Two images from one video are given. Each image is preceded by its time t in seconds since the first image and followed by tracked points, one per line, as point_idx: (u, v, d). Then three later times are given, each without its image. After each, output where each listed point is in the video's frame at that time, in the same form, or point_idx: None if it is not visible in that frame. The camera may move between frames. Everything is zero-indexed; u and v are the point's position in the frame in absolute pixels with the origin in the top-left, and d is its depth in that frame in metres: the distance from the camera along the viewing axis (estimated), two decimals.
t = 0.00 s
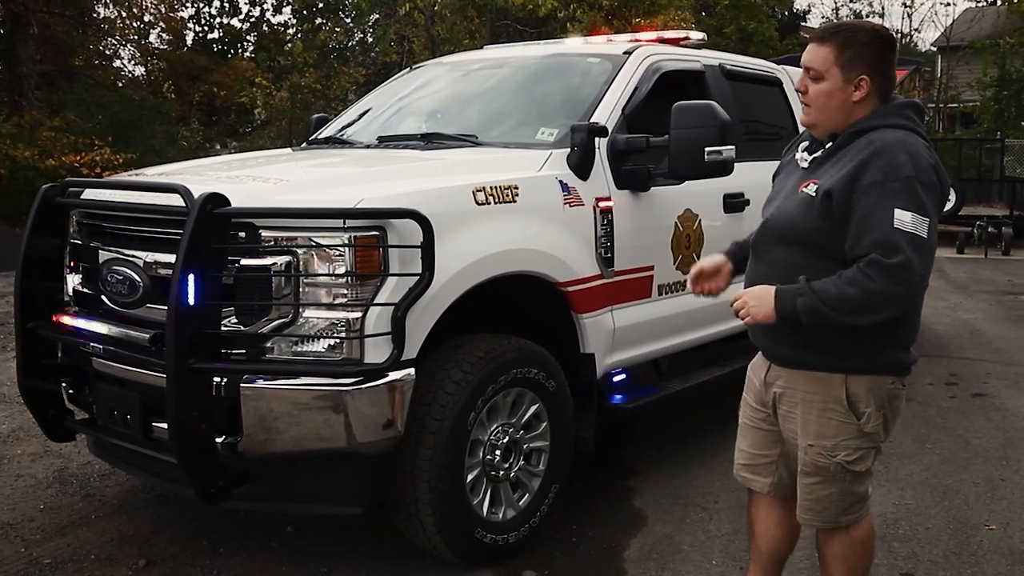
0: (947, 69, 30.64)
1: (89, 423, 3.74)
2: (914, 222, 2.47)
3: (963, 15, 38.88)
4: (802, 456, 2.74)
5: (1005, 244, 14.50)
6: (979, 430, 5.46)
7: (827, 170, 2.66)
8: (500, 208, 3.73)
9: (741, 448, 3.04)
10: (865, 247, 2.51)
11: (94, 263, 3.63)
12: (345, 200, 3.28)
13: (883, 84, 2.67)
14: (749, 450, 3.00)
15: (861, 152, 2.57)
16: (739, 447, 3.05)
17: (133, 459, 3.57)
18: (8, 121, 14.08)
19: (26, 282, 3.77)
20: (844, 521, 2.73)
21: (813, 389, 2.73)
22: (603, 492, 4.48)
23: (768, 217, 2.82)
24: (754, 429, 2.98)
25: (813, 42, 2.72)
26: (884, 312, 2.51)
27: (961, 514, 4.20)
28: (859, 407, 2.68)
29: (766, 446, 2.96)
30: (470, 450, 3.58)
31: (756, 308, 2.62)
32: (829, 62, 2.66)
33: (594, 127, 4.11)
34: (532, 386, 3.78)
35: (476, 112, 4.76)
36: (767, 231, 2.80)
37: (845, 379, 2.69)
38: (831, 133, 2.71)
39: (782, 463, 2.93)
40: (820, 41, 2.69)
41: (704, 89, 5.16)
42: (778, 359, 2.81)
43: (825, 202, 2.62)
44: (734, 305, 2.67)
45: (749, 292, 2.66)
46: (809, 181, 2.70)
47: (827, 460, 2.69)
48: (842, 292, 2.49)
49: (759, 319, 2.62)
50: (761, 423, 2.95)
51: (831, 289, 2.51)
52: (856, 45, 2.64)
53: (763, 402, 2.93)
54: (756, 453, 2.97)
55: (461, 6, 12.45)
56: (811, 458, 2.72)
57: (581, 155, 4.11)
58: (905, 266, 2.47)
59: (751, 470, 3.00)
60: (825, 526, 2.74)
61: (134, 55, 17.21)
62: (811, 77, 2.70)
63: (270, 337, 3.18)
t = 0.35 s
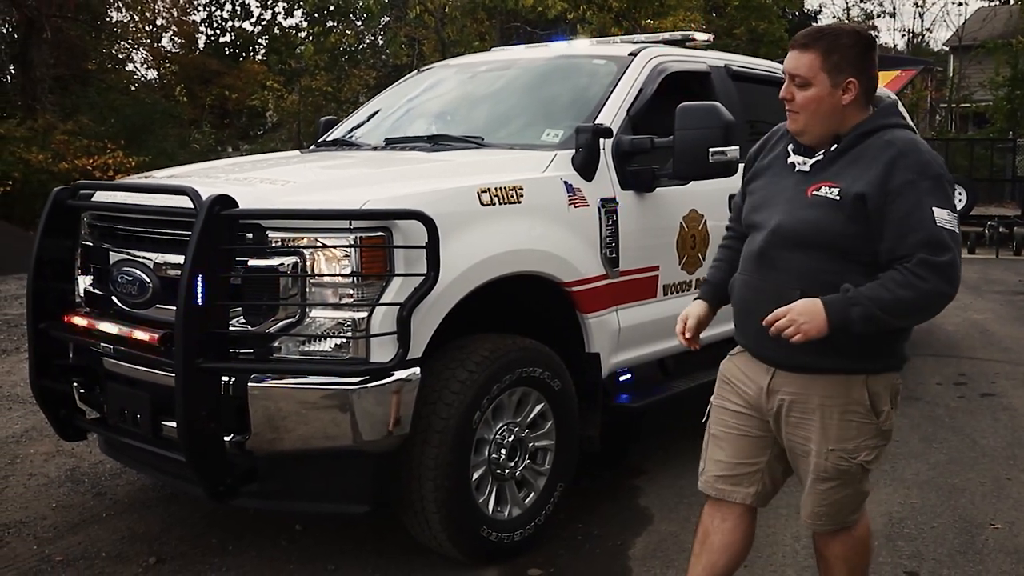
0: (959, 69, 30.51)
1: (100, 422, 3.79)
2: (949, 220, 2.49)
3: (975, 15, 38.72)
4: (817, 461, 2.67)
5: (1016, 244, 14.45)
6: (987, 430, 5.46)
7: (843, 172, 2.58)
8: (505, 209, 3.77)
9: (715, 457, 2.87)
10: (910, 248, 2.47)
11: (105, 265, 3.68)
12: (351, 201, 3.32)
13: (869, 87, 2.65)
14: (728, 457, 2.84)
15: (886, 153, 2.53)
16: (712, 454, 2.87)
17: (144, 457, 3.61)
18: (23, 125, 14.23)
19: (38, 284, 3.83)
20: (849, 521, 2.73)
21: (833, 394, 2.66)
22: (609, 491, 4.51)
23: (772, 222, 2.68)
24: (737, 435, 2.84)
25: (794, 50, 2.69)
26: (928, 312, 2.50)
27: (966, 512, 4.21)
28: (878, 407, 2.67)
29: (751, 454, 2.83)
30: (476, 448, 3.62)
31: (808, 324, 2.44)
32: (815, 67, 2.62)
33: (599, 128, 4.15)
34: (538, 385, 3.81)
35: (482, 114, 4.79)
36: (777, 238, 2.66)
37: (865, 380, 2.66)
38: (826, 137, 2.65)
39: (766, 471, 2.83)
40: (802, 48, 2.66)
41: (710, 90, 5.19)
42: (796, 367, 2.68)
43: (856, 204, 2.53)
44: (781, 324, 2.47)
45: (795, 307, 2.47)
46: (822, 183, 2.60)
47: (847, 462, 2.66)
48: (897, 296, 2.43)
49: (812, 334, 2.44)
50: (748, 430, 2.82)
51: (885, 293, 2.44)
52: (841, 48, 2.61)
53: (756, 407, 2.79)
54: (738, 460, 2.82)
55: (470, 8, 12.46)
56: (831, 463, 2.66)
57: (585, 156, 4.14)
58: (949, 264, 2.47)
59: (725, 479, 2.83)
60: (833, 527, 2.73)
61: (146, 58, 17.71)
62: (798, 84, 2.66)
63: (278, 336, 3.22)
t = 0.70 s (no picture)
0: (965, 68, 30.46)
1: (107, 422, 3.83)
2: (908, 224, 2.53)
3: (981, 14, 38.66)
4: (796, 471, 2.64)
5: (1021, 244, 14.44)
6: (990, 429, 5.47)
7: (803, 182, 2.55)
8: (507, 210, 3.80)
9: (674, 484, 2.75)
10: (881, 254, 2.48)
11: (111, 265, 3.71)
12: (354, 202, 3.36)
13: (807, 100, 2.63)
14: (687, 483, 2.73)
15: (844, 163, 2.53)
16: (670, 483, 2.75)
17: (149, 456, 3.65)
18: (31, 127, 14.32)
19: (45, 285, 3.86)
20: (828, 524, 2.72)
21: (805, 403, 2.63)
22: (611, 490, 4.53)
23: (731, 237, 2.60)
24: (696, 458, 2.74)
25: (726, 70, 2.65)
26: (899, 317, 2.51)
27: (966, 511, 4.23)
28: (846, 409, 2.68)
29: (712, 475, 2.74)
30: (479, 447, 3.65)
31: (799, 343, 2.38)
32: (751, 84, 2.59)
33: (601, 129, 4.17)
34: (539, 384, 3.84)
35: (484, 115, 4.82)
36: (741, 254, 2.58)
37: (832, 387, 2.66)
38: (774, 153, 2.61)
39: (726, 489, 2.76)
40: (736, 67, 2.63)
41: (712, 91, 5.21)
42: (764, 379, 2.62)
43: (824, 213, 2.51)
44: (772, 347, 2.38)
45: (783, 328, 2.39)
46: (781, 194, 2.56)
47: (825, 468, 2.64)
48: (876, 303, 2.43)
49: (803, 353, 2.38)
50: (708, 451, 2.73)
51: (864, 302, 2.42)
52: (775, 64, 2.59)
53: (718, 428, 2.70)
54: (701, 484, 2.73)
55: (476, 10, 12.46)
56: (810, 471, 2.63)
57: (587, 157, 4.18)
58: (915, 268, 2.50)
59: (688, 506, 2.72)
60: (812, 533, 2.71)
61: (153, 61, 17.97)
62: (736, 103, 2.62)
63: (282, 336, 3.25)
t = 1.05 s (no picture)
0: (974, 69, 30.38)
1: (116, 421, 3.85)
2: (825, 201, 2.54)
3: (990, 15, 38.53)
4: (749, 464, 2.64)
5: None
6: (995, 429, 5.47)
7: (719, 169, 2.54)
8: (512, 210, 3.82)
9: (623, 484, 2.74)
10: (799, 234, 2.49)
11: (120, 266, 3.74)
12: (361, 202, 3.38)
13: (713, 86, 2.61)
14: (633, 481, 2.73)
15: (756, 146, 2.53)
16: (616, 482, 2.75)
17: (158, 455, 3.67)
18: (40, 129, 14.42)
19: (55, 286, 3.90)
20: (791, 514, 2.72)
21: (749, 394, 2.64)
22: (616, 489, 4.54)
23: (651, 231, 2.59)
24: (641, 455, 2.73)
25: (626, 66, 2.62)
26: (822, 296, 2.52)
27: (971, 510, 4.23)
28: (790, 396, 2.69)
29: (660, 471, 2.75)
30: (485, 446, 3.67)
31: (722, 329, 2.37)
32: (654, 78, 2.56)
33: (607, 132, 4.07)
34: (546, 383, 3.85)
35: (489, 117, 4.84)
36: (662, 248, 2.56)
37: (770, 374, 2.66)
38: (686, 142, 2.59)
39: (673, 484, 2.76)
40: (637, 63, 2.59)
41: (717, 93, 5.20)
42: (695, 372, 2.61)
43: (743, 199, 2.50)
44: (695, 336, 2.38)
45: (706, 315, 2.39)
46: (698, 184, 2.54)
47: (779, 457, 2.65)
48: (796, 284, 2.44)
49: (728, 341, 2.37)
50: (654, 448, 2.73)
51: (785, 283, 2.43)
52: (676, 56, 2.57)
53: (663, 424, 2.70)
54: (650, 481, 2.73)
55: (483, 11, 12.44)
56: (765, 462, 2.63)
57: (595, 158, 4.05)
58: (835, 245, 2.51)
59: (637, 504, 2.72)
60: (777, 526, 2.71)
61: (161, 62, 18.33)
62: (640, 99, 2.59)
63: (289, 335, 3.27)
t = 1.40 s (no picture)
0: (1003, 66, 30.03)
1: (143, 420, 3.90)
2: (810, 192, 2.51)
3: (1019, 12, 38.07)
4: (748, 463, 2.62)
5: None
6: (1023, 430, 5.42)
7: (701, 168, 2.53)
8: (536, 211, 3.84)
9: (626, 489, 2.74)
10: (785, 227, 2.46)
11: (148, 267, 3.78)
12: (385, 203, 3.40)
13: (692, 81, 2.61)
14: (637, 486, 2.73)
15: (736, 142, 2.52)
16: (619, 488, 2.75)
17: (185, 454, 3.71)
18: (69, 132, 14.61)
19: (84, 287, 3.95)
20: (793, 511, 2.70)
21: (744, 392, 2.62)
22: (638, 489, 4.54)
23: (637, 235, 2.58)
24: (642, 459, 2.73)
25: (608, 64, 2.59)
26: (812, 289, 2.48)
27: (998, 511, 4.19)
28: (786, 392, 2.66)
29: (662, 474, 2.74)
30: (509, 446, 3.68)
31: (715, 326, 2.34)
32: (638, 75, 2.54)
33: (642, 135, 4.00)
34: (569, 384, 3.86)
35: (511, 118, 4.85)
36: (648, 251, 2.55)
37: (765, 371, 2.64)
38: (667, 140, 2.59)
39: (678, 486, 2.75)
40: (618, 60, 2.56)
41: (740, 93, 5.18)
42: (687, 373, 2.60)
43: (726, 197, 2.48)
44: (687, 335, 2.34)
45: (696, 314, 2.36)
46: (681, 184, 2.53)
47: (777, 455, 2.63)
48: (785, 277, 2.40)
49: (720, 337, 2.34)
50: (655, 451, 2.72)
51: (774, 276, 2.40)
52: (657, 51, 2.55)
53: (661, 427, 2.68)
54: (653, 485, 2.72)
55: (507, 12, 12.43)
56: (763, 461, 2.61)
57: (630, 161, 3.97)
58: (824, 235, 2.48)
59: (643, 508, 2.72)
60: (778, 524, 2.69)
61: (189, 65, 18.11)
62: (624, 96, 2.57)
63: (315, 335, 3.30)
